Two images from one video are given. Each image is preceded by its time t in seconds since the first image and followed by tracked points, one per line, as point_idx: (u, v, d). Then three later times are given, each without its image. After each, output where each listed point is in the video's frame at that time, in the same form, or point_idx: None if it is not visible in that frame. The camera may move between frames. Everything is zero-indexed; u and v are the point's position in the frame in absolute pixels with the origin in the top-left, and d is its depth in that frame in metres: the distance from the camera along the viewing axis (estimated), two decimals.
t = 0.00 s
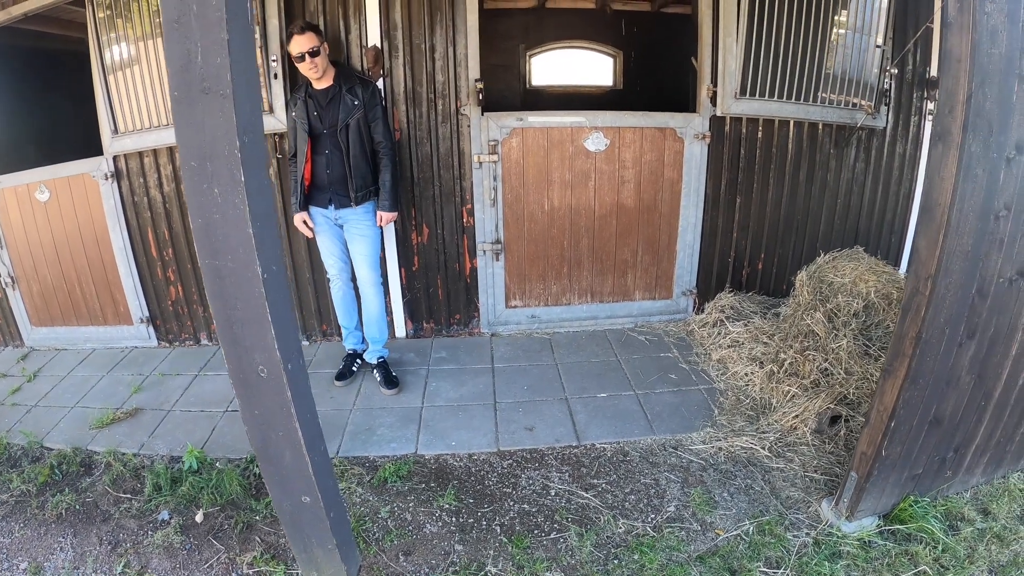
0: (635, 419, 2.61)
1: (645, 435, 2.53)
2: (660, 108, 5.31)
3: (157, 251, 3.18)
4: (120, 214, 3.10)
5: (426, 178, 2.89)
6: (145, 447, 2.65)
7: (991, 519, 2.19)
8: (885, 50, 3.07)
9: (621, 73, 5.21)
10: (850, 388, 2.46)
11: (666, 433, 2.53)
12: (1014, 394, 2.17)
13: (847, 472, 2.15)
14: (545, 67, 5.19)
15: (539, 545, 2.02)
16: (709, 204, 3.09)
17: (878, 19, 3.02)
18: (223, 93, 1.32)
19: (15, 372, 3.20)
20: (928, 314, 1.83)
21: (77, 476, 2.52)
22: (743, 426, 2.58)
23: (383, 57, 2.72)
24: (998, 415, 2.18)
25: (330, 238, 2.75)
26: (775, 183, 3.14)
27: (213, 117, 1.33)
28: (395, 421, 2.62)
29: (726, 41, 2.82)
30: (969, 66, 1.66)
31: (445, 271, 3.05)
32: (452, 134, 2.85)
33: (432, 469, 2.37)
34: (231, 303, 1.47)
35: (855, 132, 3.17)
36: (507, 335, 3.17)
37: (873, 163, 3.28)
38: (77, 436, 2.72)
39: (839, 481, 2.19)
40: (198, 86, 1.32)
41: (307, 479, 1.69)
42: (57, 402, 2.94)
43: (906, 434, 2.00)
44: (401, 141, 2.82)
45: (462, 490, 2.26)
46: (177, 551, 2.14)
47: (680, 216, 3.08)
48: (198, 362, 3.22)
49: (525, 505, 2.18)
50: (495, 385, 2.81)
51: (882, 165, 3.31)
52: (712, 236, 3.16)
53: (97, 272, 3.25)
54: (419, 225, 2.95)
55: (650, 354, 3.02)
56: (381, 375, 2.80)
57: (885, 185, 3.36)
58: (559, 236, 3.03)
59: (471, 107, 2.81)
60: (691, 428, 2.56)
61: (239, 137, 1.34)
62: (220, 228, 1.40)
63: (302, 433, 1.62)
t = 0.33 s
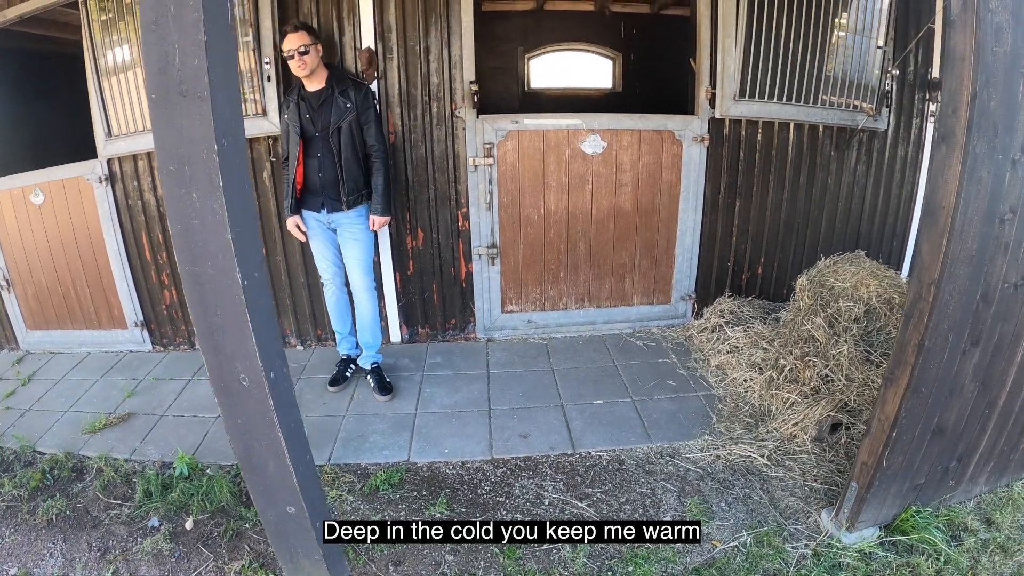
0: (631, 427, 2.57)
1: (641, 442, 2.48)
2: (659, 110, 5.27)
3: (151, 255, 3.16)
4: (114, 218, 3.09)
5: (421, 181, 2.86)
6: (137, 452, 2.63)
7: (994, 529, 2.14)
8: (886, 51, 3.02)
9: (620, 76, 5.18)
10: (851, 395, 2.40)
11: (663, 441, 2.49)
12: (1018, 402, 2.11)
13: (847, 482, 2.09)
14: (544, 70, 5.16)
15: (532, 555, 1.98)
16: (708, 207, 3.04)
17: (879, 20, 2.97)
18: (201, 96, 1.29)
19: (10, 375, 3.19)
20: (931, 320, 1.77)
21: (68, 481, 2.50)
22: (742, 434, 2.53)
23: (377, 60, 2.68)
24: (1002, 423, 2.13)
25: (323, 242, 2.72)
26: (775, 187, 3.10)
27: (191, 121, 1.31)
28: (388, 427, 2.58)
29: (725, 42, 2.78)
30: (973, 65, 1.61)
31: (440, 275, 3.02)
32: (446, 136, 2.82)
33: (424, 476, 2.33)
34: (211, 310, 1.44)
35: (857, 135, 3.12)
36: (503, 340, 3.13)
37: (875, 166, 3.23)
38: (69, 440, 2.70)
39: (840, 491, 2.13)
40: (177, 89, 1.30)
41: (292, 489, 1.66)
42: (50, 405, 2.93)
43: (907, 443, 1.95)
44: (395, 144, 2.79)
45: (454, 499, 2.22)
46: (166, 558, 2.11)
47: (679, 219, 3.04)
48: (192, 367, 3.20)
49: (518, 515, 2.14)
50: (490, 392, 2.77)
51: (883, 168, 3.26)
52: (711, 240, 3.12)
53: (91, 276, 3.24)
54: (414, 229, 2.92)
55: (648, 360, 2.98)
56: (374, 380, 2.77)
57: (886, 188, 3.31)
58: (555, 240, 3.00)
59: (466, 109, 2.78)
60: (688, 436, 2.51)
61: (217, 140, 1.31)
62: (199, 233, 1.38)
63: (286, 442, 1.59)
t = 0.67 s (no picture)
0: (626, 437, 2.50)
1: (636, 453, 2.42)
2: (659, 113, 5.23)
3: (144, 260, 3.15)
4: (107, 222, 3.08)
5: (413, 186, 2.82)
6: (127, 459, 2.60)
7: (1000, 543, 2.06)
8: (889, 52, 2.94)
9: (619, 78, 5.13)
10: (851, 405, 2.33)
11: (659, 451, 2.43)
12: None
13: (847, 496, 2.02)
14: (542, 73, 5.12)
15: (520, 570, 1.92)
16: (707, 212, 2.98)
17: (881, 20, 2.90)
18: (168, 101, 1.26)
19: (3, 380, 3.18)
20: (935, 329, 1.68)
21: (57, 488, 2.47)
22: (740, 444, 2.46)
23: (368, 63, 2.65)
24: (1007, 434, 2.05)
25: (314, 247, 2.69)
26: (775, 190, 3.03)
27: (160, 126, 1.27)
28: (378, 436, 2.54)
29: (723, 42, 2.71)
30: (979, 62, 1.53)
31: (434, 281, 2.98)
32: (439, 140, 2.77)
33: (413, 487, 2.28)
34: (183, 320, 1.41)
35: (858, 137, 3.04)
36: (497, 347, 3.09)
37: (877, 168, 3.15)
38: (60, 446, 2.68)
39: (840, 505, 2.06)
40: (144, 93, 1.26)
41: (269, 502, 1.61)
42: (42, 411, 2.91)
43: (909, 456, 1.86)
44: (387, 148, 2.75)
45: (443, 510, 2.17)
46: (151, 568, 2.08)
47: (676, 224, 2.98)
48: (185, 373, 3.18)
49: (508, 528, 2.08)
50: (483, 400, 2.72)
51: (886, 171, 3.18)
52: (709, 245, 3.06)
53: (84, 281, 3.23)
54: (406, 234, 2.88)
55: (645, 368, 2.92)
56: (365, 388, 2.73)
57: (889, 191, 3.23)
58: (550, 245, 2.95)
59: (458, 113, 2.73)
60: (684, 446, 2.44)
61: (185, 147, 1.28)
62: (170, 242, 1.34)
63: (262, 455, 1.55)
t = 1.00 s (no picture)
0: (620, 446, 2.47)
1: (630, 462, 2.39)
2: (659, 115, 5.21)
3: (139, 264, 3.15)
4: (102, 227, 3.09)
5: (407, 191, 2.80)
6: (119, 465, 2.60)
7: (999, 557, 2.02)
8: (889, 54, 2.90)
9: (619, 81, 5.10)
10: (849, 415, 2.29)
11: (653, 460, 2.39)
12: None
13: (843, 509, 1.98)
14: (542, 76, 5.09)
15: None
16: (704, 217, 2.94)
17: (882, 22, 2.85)
18: (143, 112, 1.25)
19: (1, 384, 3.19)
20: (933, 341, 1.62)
21: (50, 493, 2.47)
22: (736, 454, 2.42)
23: (361, 68, 2.63)
24: (1008, 446, 2.00)
25: (307, 253, 2.68)
26: (774, 196, 2.99)
27: (135, 137, 1.26)
28: (370, 444, 2.52)
29: (720, 45, 2.67)
30: (979, 65, 1.47)
31: (428, 287, 2.96)
32: (432, 145, 2.75)
33: (403, 496, 2.26)
34: (162, 332, 1.39)
35: (858, 141, 3.00)
36: (492, 354, 3.06)
37: (878, 172, 3.10)
38: (54, 451, 2.68)
39: (836, 517, 2.02)
40: (119, 104, 1.25)
41: (251, 515, 1.59)
42: (38, 415, 2.92)
43: (907, 470, 1.81)
44: (380, 153, 2.73)
45: (432, 520, 2.14)
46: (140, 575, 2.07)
47: (674, 230, 2.94)
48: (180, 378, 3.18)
49: (497, 539, 2.06)
50: (476, 408, 2.70)
51: (887, 175, 3.13)
52: (707, 251, 3.02)
53: (80, 286, 3.25)
54: (400, 240, 2.86)
55: (641, 376, 2.88)
56: (358, 395, 2.71)
57: (890, 196, 3.18)
58: (545, 252, 2.92)
59: (452, 118, 2.71)
60: (679, 456, 2.41)
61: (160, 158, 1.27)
62: (147, 253, 1.33)
63: (244, 467, 1.53)
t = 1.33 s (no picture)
0: (620, 446, 2.47)
1: (629, 462, 2.39)
2: (660, 117, 5.24)
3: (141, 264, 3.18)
4: (104, 227, 3.11)
5: (408, 191, 2.81)
6: (120, 462, 2.61)
7: (1000, 556, 2.01)
8: (889, 54, 2.90)
9: (620, 83, 5.12)
10: (849, 415, 2.29)
11: (652, 460, 2.39)
12: None
13: (843, 508, 1.97)
14: (543, 79, 5.12)
15: None
16: (705, 218, 2.95)
17: (883, 22, 2.85)
18: (144, 108, 1.26)
19: (3, 382, 3.22)
20: (931, 339, 1.62)
21: (51, 490, 2.48)
22: (735, 454, 2.42)
23: (362, 68, 2.65)
24: (1009, 446, 1.99)
25: (308, 253, 2.70)
26: (774, 196, 2.99)
27: (136, 133, 1.27)
28: (370, 443, 2.53)
29: (720, 45, 2.68)
30: (976, 61, 1.48)
31: (429, 287, 2.97)
32: (433, 146, 2.77)
33: (403, 494, 2.26)
34: (162, 327, 1.40)
35: (859, 141, 3.00)
36: (492, 354, 3.07)
37: (879, 172, 3.11)
38: (55, 449, 2.70)
39: (836, 517, 2.02)
40: (121, 100, 1.27)
41: (249, 509, 1.60)
42: (40, 413, 2.94)
43: (907, 469, 1.80)
44: (381, 154, 2.75)
45: (431, 519, 2.14)
46: (140, 572, 2.08)
47: (674, 230, 2.95)
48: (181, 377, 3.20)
49: (496, 537, 2.06)
50: (476, 407, 2.70)
51: (888, 176, 3.13)
52: (708, 251, 3.02)
53: (83, 285, 3.27)
54: (402, 240, 2.88)
55: (641, 376, 2.88)
56: (359, 394, 2.72)
57: (891, 196, 3.18)
58: (546, 252, 2.92)
59: (453, 118, 2.73)
60: (679, 456, 2.41)
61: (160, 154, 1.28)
62: (147, 248, 1.34)
63: (242, 462, 1.54)
